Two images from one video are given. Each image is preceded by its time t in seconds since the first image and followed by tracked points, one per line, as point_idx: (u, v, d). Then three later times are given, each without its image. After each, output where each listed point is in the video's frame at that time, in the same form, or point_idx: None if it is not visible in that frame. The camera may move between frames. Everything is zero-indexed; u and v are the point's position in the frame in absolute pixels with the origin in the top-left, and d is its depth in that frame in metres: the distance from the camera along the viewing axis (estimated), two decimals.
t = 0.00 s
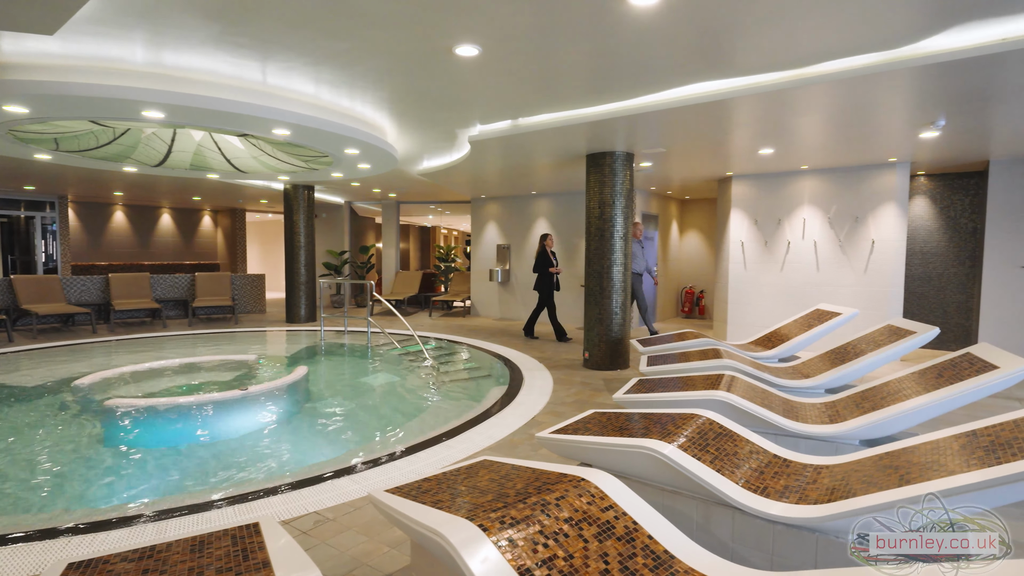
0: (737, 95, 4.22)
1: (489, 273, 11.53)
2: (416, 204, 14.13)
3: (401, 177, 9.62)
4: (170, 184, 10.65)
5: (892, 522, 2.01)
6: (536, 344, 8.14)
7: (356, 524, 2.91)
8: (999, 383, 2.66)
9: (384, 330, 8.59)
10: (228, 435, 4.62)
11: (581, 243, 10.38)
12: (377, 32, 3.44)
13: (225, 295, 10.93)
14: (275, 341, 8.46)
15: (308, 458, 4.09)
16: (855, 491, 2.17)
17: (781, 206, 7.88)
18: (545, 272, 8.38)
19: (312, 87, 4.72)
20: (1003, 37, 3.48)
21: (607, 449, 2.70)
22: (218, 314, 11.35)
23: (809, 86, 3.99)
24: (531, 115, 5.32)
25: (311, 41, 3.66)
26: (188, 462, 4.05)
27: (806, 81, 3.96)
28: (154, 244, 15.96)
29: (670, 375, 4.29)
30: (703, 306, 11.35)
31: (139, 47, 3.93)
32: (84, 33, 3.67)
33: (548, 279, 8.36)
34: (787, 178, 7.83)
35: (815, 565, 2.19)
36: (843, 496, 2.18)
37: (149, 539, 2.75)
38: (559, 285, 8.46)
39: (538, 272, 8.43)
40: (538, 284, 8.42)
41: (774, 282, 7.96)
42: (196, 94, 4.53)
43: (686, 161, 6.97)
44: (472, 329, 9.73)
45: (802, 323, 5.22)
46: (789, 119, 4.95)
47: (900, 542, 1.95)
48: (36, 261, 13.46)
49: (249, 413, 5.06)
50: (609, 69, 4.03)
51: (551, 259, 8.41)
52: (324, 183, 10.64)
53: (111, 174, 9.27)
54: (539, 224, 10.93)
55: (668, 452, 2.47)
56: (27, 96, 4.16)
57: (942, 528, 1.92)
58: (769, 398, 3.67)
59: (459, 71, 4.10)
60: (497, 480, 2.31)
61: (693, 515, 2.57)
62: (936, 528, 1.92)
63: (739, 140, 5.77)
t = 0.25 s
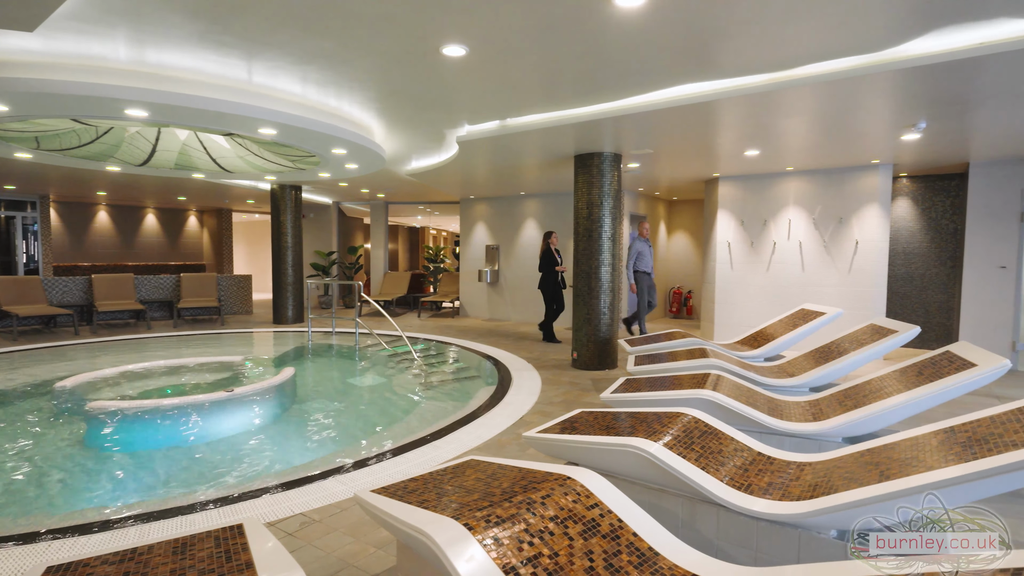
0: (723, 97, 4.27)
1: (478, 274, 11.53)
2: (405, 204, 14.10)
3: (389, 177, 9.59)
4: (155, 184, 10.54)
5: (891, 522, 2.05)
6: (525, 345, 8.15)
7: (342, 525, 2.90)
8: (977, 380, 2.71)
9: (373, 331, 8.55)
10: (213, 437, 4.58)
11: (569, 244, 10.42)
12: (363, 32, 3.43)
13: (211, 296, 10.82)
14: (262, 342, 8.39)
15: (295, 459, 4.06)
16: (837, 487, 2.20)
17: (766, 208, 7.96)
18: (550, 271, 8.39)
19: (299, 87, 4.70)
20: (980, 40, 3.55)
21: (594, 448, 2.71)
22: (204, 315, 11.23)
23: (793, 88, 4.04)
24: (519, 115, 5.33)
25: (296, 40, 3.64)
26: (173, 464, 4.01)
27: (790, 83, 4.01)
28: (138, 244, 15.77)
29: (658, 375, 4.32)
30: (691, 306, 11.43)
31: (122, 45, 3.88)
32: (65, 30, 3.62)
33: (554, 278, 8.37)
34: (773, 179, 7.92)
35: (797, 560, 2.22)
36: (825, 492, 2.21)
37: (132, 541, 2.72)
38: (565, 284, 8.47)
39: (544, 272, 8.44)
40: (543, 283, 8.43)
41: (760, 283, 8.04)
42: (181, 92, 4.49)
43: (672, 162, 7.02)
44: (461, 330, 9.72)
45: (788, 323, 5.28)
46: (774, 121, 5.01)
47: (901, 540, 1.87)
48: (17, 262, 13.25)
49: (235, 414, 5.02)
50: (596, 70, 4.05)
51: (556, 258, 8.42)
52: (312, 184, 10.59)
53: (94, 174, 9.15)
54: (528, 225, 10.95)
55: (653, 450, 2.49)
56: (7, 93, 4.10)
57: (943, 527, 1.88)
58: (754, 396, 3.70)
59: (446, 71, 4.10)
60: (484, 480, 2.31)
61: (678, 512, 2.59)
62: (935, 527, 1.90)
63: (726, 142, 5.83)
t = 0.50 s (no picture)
0: (710, 99, 4.31)
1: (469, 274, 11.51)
2: (395, 204, 14.06)
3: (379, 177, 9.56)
4: (141, 184, 10.43)
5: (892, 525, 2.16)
6: (515, 345, 8.16)
7: (330, 526, 2.89)
8: (958, 378, 2.76)
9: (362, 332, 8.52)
10: (200, 438, 4.54)
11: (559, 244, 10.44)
12: (351, 32, 3.42)
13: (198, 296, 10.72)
14: (250, 343, 8.32)
15: (284, 460, 4.04)
16: (821, 484, 2.22)
17: (754, 208, 8.03)
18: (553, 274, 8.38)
19: (287, 86, 4.68)
20: (961, 44, 3.62)
21: (582, 447, 2.72)
22: (191, 316, 11.13)
23: (779, 90, 4.09)
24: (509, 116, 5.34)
25: (284, 40, 3.63)
26: (159, 466, 3.97)
27: (776, 85, 4.06)
28: (124, 244, 15.59)
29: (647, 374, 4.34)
30: (680, 306, 11.49)
31: (107, 43, 3.85)
32: (48, 27, 3.58)
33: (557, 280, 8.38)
34: (760, 180, 7.99)
35: (782, 556, 2.24)
36: (810, 489, 2.23)
37: (118, 543, 2.70)
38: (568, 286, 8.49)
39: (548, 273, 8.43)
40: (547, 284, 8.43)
41: (748, 283, 8.10)
42: (167, 91, 4.45)
43: (661, 163, 7.06)
44: (451, 330, 9.70)
45: (775, 323, 5.33)
46: (761, 123, 5.06)
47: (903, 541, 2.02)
48: None
49: (223, 415, 4.99)
50: (585, 71, 4.07)
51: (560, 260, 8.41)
52: (301, 184, 10.53)
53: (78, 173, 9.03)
54: (518, 226, 10.96)
55: (641, 449, 2.51)
56: None
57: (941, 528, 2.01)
58: (741, 395, 3.74)
59: (435, 71, 4.10)
60: (472, 479, 2.31)
61: (665, 510, 2.61)
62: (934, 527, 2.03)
63: (714, 143, 5.88)
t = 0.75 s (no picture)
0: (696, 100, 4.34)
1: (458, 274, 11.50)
2: (384, 205, 14.01)
3: (368, 177, 9.53)
4: (125, 183, 10.29)
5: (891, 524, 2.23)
6: (504, 345, 8.16)
7: (318, 527, 2.87)
8: (939, 376, 2.81)
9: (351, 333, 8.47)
10: (186, 441, 4.49)
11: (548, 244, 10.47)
12: (338, 30, 3.41)
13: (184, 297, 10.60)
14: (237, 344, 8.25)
15: (271, 462, 4.01)
16: (806, 481, 2.25)
17: (741, 209, 8.10)
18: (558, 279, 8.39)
19: (274, 85, 4.65)
20: (941, 48, 3.68)
21: (570, 447, 2.73)
22: (176, 317, 10.99)
23: (764, 92, 4.13)
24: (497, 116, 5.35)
25: (270, 38, 3.60)
26: (144, 469, 3.92)
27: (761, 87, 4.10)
28: (108, 245, 15.38)
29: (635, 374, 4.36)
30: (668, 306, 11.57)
31: (89, 40, 3.80)
32: (28, 24, 3.53)
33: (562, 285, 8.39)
34: (747, 181, 8.07)
35: (767, 553, 2.26)
36: (794, 486, 2.26)
37: (101, 547, 2.66)
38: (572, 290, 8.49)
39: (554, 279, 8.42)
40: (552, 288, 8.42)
41: (735, 283, 8.17)
42: (152, 90, 4.40)
43: (650, 164, 7.11)
44: (440, 331, 9.68)
45: (761, 322, 5.39)
46: (747, 124, 5.11)
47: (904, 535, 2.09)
48: None
49: (210, 417, 4.93)
50: (572, 72, 4.08)
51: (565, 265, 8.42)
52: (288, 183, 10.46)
53: (60, 172, 8.89)
54: (507, 226, 10.97)
55: (628, 448, 2.52)
56: None
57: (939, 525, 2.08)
58: (727, 394, 3.77)
59: (423, 71, 4.09)
60: (460, 479, 2.31)
61: (652, 509, 2.62)
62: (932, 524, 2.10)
63: (701, 144, 5.92)
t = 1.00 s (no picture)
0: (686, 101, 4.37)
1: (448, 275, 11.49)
2: (374, 205, 13.97)
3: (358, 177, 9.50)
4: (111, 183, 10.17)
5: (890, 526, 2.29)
6: (495, 345, 8.17)
7: (307, 529, 2.86)
8: (923, 374, 2.86)
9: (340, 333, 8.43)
10: (173, 442, 4.45)
11: (538, 245, 10.50)
12: (328, 30, 3.40)
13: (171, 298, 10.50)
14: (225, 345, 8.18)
15: (260, 463, 3.98)
16: (794, 478, 2.27)
17: (729, 209, 8.18)
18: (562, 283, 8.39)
19: (263, 84, 4.62)
20: (925, 51, 3.74)
21: (560, 446, 2.74)
22: (164, 318, 10.89)
23: (752, 94, 4.17)
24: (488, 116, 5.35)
25: (259, 37, 3.58)
26: (131, 471, 3.88)
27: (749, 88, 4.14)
28: (93, 245, 15.20)
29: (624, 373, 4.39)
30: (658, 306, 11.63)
31: (74, 37, 3.75)
32: (11, 21, 3.48)
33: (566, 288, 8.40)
34: (735, 182, 8.14)
35: (754, 549, 2.27)
36: (782, 483, 2.28)
37: (87, 549, 2.63)
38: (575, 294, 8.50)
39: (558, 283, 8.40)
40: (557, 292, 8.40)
41: (724, 283, 8.24)
42: (138, 88, 4.36)
43: (639, 165, 7.15)
44: (431, 331, 9.67)
45: (749, 321, 5.44)
46: (735, 126, 5.16)
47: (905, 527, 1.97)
48: None
49: (197, 418, 4.89)
50: (562, 72, 4.10)
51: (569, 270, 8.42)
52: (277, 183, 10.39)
53: (43, 171, 8.77)
54: (497, 226, 10.98)
55: (617, 447, 2.54)
56: None
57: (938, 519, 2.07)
58: (715, 392, 3.81)
59: (413, 71, 4.09)
60: (450, 479, 2.31)
61: (641, 507, 2.64)
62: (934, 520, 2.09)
63: (689, 145, 5.97)
